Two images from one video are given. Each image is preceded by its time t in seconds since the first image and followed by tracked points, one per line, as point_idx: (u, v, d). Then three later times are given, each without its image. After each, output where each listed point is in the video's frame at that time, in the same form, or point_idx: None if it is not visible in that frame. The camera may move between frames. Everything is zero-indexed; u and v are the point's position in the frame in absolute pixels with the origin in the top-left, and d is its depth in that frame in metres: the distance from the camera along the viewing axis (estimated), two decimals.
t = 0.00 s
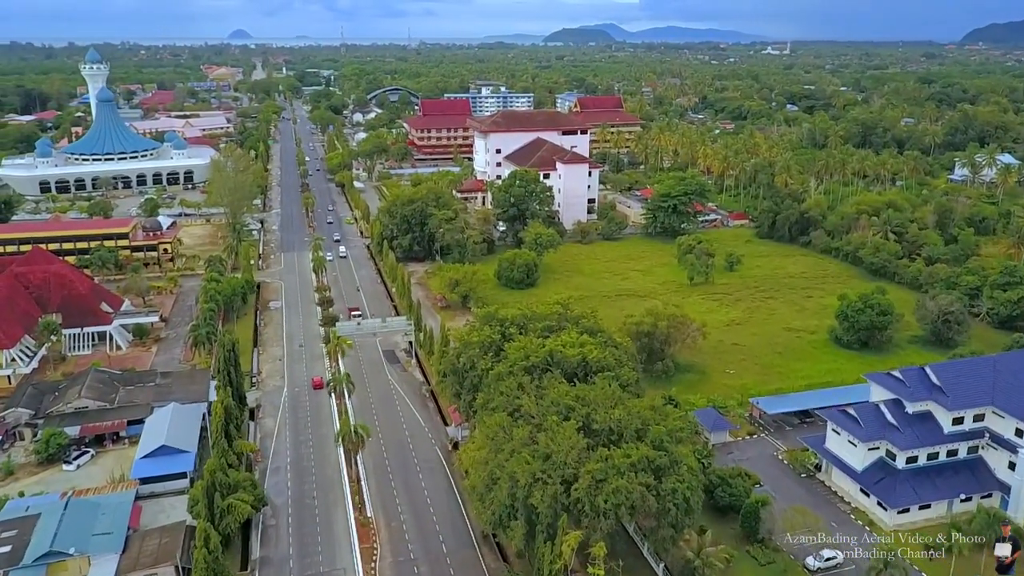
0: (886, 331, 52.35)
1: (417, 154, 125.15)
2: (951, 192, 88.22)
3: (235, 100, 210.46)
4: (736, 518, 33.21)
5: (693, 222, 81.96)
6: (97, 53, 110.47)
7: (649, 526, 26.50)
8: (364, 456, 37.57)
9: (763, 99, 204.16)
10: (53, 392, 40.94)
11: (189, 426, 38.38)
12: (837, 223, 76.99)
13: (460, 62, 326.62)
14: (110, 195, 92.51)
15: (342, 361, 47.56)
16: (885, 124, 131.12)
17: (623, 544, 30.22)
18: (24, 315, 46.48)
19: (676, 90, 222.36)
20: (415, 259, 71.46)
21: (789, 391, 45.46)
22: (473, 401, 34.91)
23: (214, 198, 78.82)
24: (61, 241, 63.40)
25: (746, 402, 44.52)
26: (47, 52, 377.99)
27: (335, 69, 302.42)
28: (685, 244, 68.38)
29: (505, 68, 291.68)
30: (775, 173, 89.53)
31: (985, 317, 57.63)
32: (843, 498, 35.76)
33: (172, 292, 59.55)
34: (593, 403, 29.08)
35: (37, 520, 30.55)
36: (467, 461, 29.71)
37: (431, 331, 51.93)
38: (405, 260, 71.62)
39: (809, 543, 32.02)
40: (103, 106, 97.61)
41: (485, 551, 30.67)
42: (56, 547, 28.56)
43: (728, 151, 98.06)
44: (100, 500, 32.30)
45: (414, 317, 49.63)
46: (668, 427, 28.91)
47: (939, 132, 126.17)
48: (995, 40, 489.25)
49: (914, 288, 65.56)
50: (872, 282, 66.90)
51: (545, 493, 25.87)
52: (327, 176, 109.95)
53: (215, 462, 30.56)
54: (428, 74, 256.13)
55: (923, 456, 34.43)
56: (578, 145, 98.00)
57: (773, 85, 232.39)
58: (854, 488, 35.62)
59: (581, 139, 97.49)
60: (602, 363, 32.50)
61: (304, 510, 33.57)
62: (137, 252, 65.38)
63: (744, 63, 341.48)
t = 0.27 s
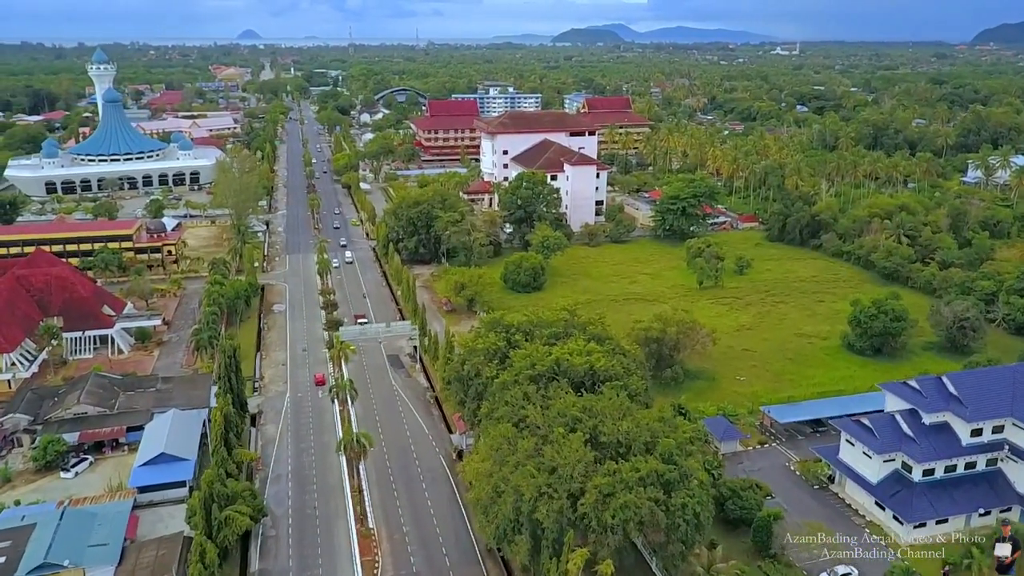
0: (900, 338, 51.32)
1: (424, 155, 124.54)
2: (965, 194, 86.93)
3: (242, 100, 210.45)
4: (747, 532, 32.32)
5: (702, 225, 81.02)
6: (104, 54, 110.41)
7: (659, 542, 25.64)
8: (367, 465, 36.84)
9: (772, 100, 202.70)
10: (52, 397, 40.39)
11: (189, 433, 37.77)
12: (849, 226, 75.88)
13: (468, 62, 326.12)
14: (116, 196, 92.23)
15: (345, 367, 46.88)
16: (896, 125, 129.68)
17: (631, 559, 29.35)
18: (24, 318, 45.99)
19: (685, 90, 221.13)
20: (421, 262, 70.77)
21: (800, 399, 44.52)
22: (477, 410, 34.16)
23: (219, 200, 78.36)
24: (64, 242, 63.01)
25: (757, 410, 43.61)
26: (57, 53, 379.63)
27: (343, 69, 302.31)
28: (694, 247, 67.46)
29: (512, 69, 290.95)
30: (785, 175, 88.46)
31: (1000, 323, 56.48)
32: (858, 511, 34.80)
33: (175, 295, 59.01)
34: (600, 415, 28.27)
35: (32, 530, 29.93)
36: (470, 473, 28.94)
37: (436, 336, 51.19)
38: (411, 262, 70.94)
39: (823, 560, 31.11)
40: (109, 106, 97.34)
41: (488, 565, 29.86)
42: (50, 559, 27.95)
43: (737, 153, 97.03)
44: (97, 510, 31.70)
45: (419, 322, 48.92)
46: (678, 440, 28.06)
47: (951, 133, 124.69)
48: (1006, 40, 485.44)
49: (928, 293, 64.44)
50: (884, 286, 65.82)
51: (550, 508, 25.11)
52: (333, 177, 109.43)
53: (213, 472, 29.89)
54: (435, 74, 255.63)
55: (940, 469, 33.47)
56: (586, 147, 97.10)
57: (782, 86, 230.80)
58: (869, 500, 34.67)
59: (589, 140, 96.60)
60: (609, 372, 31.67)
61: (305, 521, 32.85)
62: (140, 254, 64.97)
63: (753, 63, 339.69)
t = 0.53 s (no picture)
0: (914, 344, 50.27)
1: (431, 156, 123.86)
2: (979, 197, 85.58)
3: (250, 100, 210.43)
4: (759, 547, 31.41)
5: (711, 227, 80.06)
6: (111, 54, 110.24)
7: (668, 559, 24.79)
8: (369, 474, 36.09)
9: (782, 100, 201.19)
10: (51, 402, 39.84)
11: (189, 440, 37.14)
12: (860, 229, 74.80)
13: (476, 62, 325.53)
14: (122, 197, 91.92)
15: (349, 372, 46.19)
16: (907, 126, 128.20)
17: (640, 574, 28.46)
18: (25, 321, 45.51)
19: (693, 91, 219.91)
20: (427, 264, 70.11)
21: (813, 408, 43.55)
22: (482, 418, 33.38)
23: (225, 201, 77.87)
24: (68, 244, 62.59)
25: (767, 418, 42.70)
26: (66, 52, 381.01)
27: (350, 69, 302.18)
28: (704, 250, 66.51)
29: (520, 69, 290.23)
30: (796, 177, 87.33)
31: (1017, 329, 55.31)
32: (872, 524, 33.82)
33: (179, 298, 58.49)
34: (607, 427, 27.46)
35: (27, 540, 29.32)
36: (474, 485, 28.16)
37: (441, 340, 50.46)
38: (417, 265, 70.20)
39: None
40: (115, 107, 97.06)
41: None
42: (44, 570, 27.30)
43: (747, 155, 95.94)
44: (94, 519, 31.05)
45: (423, 326, 48.16)
46: (688, 453, 27.21)
47: (964, 135, 123.14)
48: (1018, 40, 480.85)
49: (942, 298, 63.30)
50: (898, 291, 64.70)
51: (555, 524, 24.32)
52: (340, 178, 108.85)
53: (211, 483, 29.18)
54: (443, 74, 255.14)
55: (957, 482, 32.45)
56: (594, 148, 96.22)
57: (792, 87, 229.22)
58: (883, 513, 33.69)
59: (597, 141, 95.61)
60: (617, 382, 30.85)
61: (305, 532, 32.12)
62: (144, 255, 64.52)
63: (762, 64, 338.01)
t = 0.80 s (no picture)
0: (928, 351, 49.24)
1: (438, 157, 123.22)
2: (993, 199, 84.30)
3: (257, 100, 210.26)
4: (770, 561, 30.55)
5: (720, 230, 79.12)
6: (117, 54, 110.01)
7: None
8: (371, 484, 35.37)
9: (791, 101, 199.77)
10: (50, 408, 39.31)
11: (188, 447, 36.54)
12: (872, 232, 73.73)
13: (484, 63, 324.93)
14: (127, 198, 91.60)
15: (352, 378, 45.50)
16: (919, 127, 126.72)
17: None
18: (26, 325, 45.07)
19: (702, 91, 218.59)
20: (433, 267, 69.41)
21: (825, 417, 42.62)
22: (486, 428, 32.60)
23: (230, 202, 77.39)
24: (72, 245, 62.23)
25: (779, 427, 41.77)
26: (76, 53, 382.44)
27: (358, 70, 301.95)
28: (713, 253, 65.60)
29: (528, 69, 289.46)
30: (806, 179, 86.21)
31: None
32: (887, 538, 32.85)
33: (182, 301, 57.98)
34: (615, 439, 26.65)
35: (21, 551, 28.75)
36: (478, 498, 27.38)
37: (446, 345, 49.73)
38: (422, 267, 69.53)
39: None
40: (121, 107, 96.78)
41: None
42: None
43: (757, 156, 94.85)
44: (90, 530, 30.44)
45: (428, 331, 47.43)
46: (698, 467, 26.37)
47: (977, 136, 121.63)
48: None
49: (956, 303, 62.20)
50: (910, 296, 63.64)
51: (561, 541, 23.52)
52: (346, 179, 108.32)
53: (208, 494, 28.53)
54: (451, 75, 254.49)
55: (976, 496, 31.48)
56: (602, 149, 95.18)
57: (802, 87, 227.54)
58: (898, 527, 32.71)
59: (605, 143, 94.63)
60: (625, 392, 30.03)
61: (305, 543, 31.41)
62: (148, 257, 64.05)
63: (770, 65, 336.33)
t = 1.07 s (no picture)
0: (944, 358, 48.17)
1: (445, 158, 122.62)
2: (1007, 203, 82.97)
3: (265, 101, 210.08)
4: None
5: (730, 233, 78.15)
6: (125, 54, 109.85)
7: None
8: (373, 494, 34.64)
9: (801, 102, 198.39)
10: (49, 414, 38.76)
11: (188, 455, 35.89)
12: (885, 236, 72.64)
13: (492, 63, 324.37)
14: (133, 199, 91.34)
15: (355, 384, 44.82)
16: (931, 129, 125.30)
17: None
18: (26, 329, 44.51)
19: (711, 92, 217.31)
20: (439, 269, 68.71)
21: (838, 426, 41.65)
22: (491, 438, 31.82)
23: (235, 203, 76.92)
24: (75, 247, 61.78)
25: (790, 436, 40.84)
26: (85, 53, 384.00)
27: (366, 70, 302.10)
28: (723, 256, 64.68)
29: (536, 70, 288.81)
30: (818, 181, 85.10)
31: None
32: (903, 554, 31.84)
33: (185, 304, 57.41)
34: (623, 453, 25.80)
35: (15, 562, 28.12)
36: (481, 512, 26.59)
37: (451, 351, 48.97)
38: (428, 270, 68.81)
39: None
40: (127, 108, 96.46)
41: None
42: None
43: (767, 159, 93.78)
44: (85, 541, 29.83)
45: (433, 336, 46.71)
46: (709, 482, 25.48)
47: (990, 138, 120.15)
48: None
49: (971, 308, 61.05)
50: (924, 301, 62.52)
51: (567, 559, 22.71)
52: (352, 180, 107.81)
53: (205, 507, 27.82)
54: (459, 75, 254.08)
55: (996, 512, 30.46)
56: (611, 151, 94.17)
57: (812, 88, 225.96)
58: (915, 543, 31.68)
59: (614, 144, 93.59)
60: (633, 403, 29.17)
61: (305, 555, 30.69)
62: (152, 259, 63.52)
63: (779, 66, 335.02)
